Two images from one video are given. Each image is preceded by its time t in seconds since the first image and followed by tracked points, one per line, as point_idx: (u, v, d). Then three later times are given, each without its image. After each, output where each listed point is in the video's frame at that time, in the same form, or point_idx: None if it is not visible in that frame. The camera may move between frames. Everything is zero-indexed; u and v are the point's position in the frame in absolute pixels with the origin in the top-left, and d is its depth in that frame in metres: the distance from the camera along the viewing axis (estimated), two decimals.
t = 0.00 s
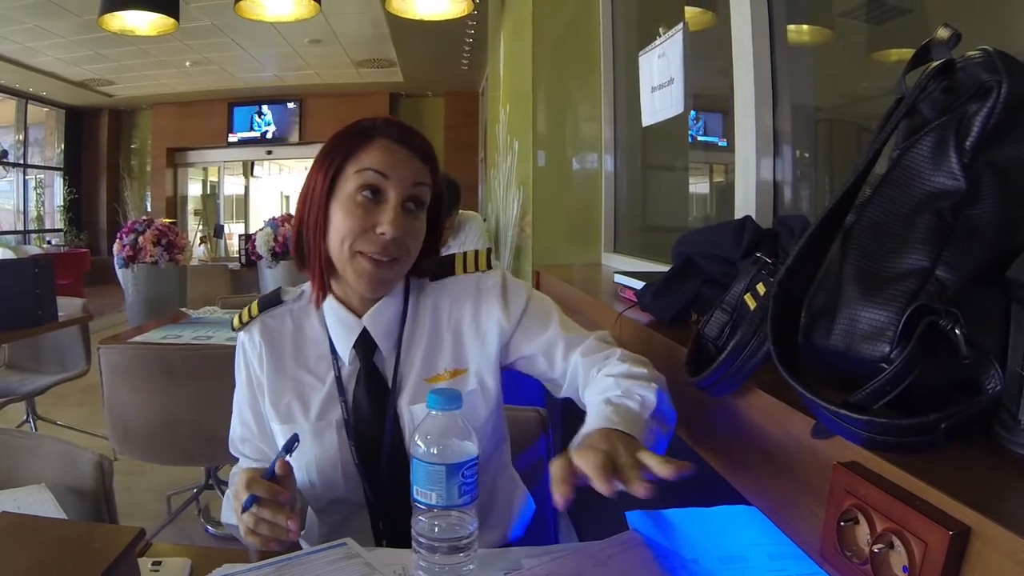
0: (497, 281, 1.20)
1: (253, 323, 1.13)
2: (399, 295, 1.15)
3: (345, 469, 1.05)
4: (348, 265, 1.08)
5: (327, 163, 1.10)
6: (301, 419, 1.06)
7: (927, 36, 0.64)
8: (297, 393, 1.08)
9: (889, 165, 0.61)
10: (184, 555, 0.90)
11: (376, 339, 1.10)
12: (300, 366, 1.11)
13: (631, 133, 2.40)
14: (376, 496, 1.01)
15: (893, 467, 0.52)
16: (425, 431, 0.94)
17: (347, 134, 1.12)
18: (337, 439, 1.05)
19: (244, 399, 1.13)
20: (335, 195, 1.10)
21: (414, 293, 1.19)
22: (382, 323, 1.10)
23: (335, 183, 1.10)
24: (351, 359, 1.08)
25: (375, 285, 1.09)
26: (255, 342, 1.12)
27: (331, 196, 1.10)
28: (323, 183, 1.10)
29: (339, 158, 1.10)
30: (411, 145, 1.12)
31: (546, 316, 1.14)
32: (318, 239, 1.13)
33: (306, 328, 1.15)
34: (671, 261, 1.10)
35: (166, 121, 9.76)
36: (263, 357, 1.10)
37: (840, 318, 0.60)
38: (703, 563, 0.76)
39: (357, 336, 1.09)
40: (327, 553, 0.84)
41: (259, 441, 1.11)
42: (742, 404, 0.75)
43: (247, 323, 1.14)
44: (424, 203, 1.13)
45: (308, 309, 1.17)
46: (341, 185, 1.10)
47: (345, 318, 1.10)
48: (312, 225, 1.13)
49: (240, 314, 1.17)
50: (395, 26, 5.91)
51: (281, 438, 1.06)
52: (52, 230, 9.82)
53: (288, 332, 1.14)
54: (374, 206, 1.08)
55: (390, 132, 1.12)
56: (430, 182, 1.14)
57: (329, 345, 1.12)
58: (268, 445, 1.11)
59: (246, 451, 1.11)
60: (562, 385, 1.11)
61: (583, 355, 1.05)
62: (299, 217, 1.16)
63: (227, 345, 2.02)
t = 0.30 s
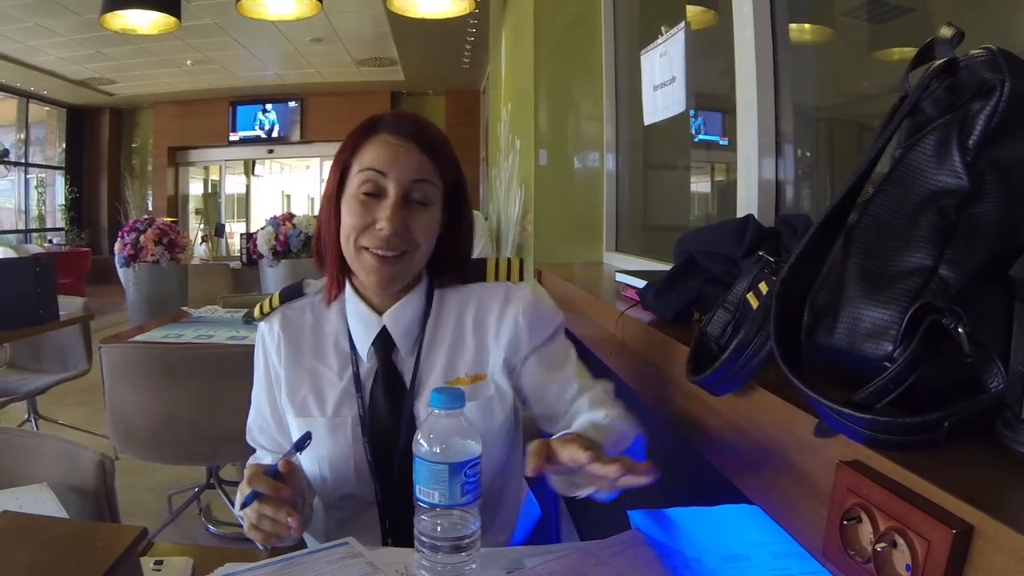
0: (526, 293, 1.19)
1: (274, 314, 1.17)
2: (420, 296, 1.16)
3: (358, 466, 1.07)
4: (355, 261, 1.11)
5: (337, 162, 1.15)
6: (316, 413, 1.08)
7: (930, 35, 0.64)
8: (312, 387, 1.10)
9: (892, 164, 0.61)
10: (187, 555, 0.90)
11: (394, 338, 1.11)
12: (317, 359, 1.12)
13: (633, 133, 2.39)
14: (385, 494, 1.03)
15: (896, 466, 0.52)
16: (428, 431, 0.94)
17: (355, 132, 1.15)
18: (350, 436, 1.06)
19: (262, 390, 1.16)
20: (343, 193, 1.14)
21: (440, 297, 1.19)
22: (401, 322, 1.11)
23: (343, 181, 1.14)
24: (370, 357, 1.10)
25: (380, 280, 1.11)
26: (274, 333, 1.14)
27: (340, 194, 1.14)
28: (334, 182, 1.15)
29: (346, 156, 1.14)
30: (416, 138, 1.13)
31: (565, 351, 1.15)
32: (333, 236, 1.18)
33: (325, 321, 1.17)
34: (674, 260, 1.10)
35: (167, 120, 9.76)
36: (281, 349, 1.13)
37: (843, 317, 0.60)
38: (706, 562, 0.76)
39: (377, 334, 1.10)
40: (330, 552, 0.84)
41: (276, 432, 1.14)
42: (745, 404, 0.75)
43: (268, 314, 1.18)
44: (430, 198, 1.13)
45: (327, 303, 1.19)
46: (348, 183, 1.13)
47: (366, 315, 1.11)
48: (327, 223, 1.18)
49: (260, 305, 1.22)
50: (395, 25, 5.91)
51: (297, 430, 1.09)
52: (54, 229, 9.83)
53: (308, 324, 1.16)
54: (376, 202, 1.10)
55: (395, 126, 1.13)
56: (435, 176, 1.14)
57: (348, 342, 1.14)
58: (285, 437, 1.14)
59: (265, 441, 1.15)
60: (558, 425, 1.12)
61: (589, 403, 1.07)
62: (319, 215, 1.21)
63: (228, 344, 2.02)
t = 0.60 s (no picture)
0: (539, 308, 1.22)
1: (286, 304, 1.18)
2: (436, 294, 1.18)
3: (365, 464, 1.06)
4: (372, 264, 1.13)
5: (370, 161, 1.16)
6: (327, 410, 1.09)
7: (926, 33, 0.64)
8: (324, 381, 1.11)
9: (889, 162, 0.61)
10: (186, 556, 0.90)
11: (405, 338, 1.12)
12: (329, 354, 1.14)
13: (629, 132, 2.37)
14: (388, 494, 1.03)
15: (896, 464, 0.52)
16: (426, 431, 0.94)
17: (391, 135, 1.16)
18: (360, 434, 1.07)
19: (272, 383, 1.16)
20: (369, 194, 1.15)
21: (454, 300, 1.21)
22: (414, 321, 1.13)
23: (372, 182, 1.15)
24: (381, 355, 1.11)
25: (394, 287, 1.12)
26: (287, 325, 1.16)
27: (367, 194, 1.16)
28: (363, 180, 1.16)
29: (379, 157, 1.15)
30: (450, 151, 1.14)
31: (555, 380, 1.21)
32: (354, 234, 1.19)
33: (337, 314, 1.18)
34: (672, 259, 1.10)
35: (163, 121, 9.75)
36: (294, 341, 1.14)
37: (841, 316, 0.60)
38: (706, 562, 0.76)
39: (389, 333, 1.12)
40: (330, 552, 0.84)
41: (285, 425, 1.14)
42: (744, 403, 0.75)
43: (280, 305, 1.19)
44: (456, 213, 1.13)
45: (339, 296, 1.21)
46: (376, 184, 1.14)
47: (379, 314, 1.13)
48: (350, 221, 1.19)
49: (272, 295, 1.26)
50: (391, 25, 5.90)
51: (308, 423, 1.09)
52: (50, 230, 9.81)
53: (320, 316, 1.18)
54: (399, 209, 1.10)
55: (431, 137, 1.14)
56: (464, 192, 1.14)
57: (361, 340, 1.15)
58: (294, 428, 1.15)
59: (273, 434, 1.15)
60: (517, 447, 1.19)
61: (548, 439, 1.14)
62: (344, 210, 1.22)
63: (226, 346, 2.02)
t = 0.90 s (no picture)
0: (553, 317, 1.23)
1: (300, 300, 1.20)
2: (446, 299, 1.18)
3: (370, 464, 1.06)
4: (387, 266, 1.13)
5: (370, 162, 1.15)
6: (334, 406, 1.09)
7: (924, 34, 0.64)
8: (333, 378, 1.11)
9: (887, 163, 0.61)
10: (184, 556, 0.90)
11: (416, 342, 1.12)
12: (339, 351, 1.14)
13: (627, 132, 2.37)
14: (390, 493, 1.04)
15: (893, 464, 0.52)
16: (422, 435, 0.94)
17: (388, 133, 1.15)
18: (368, 435, 1.07)
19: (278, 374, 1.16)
20: (375, 195, 1.14)
21: (467, 307, 1.22)
22: (425, 325, 1.13)
23: (376, 183, 1.15)
24: (392, 358, 1.11)
25: (412, 284, 1.13)
26: (299, 318, 1.17)
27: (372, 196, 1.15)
28: (366, 183, 1.15)
29: (379, 157, 1.14)
30: (452, 143, 1.14)
31: (566, 389, 1.21)
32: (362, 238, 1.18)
33: (349, 312, 1.19)
34: (670, 260, 1.10)
35: (161, 120, 9.74)
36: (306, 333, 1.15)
37: (838, 316, 0.60)
38: (704, 562, 0.76)
39: (399, 336, 1.12)
40: (328, 552, 0.84)
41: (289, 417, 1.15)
42: (744, 403, 0.75)
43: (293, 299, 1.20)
44: (466, 205, 1.14)
45: (353, 295, 1.22)
46: (380, 185, 1.13)
47: (390, 316, 1.13)
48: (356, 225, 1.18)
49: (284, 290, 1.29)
50: (389, 25, 5.90)
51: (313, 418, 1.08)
52: (48, 231, 9.79)
53: (333, 314, 1.19)
54: (409, 208, 1.10)
55: (430, 130, 1.14)
56: (471, 184, 1.14)
57: (370, 340, 1.15)
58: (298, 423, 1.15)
59: (276, 426, 1.15)
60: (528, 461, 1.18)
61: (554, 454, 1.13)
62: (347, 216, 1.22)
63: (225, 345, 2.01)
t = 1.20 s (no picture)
0: (569, 323, 1.22)
1: (304, 300, 1.18)
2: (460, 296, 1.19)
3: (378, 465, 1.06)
4: (402, 254, 1.12)
5: (384, 151, 1.15)
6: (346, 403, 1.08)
7: (923, 33, 0.64)
8: (343, 377, 1.11)
9: (886, 161, 0.61)
10: (185, 557, 0.90)
11: (429, 338, 1.12)
12: (348, 350, 1.14)
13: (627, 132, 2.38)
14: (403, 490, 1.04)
15: (894, 463, 0.52)
16: (424, 434, 0.94)
17: (402, 123, 1.16)
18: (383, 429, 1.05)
19: (284, 373, 1.15)
20: (390, 184, 1.15)
21: (483, 306, 1.22)
22: (438, 322, 1.13)
23: (391, 172, 1.15)
24: (404, 355, 1.12)
25: (428, 272, 1.12)
26: (306, 317, 1.16)
27: (387, 185, 1.15)
28: (380, 171, 1.16)
29: (394, 146, 1.15)
30: (467, 131, 1.15)
31: (575, 392, 1.21)
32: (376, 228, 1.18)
33: (358, 311, 1.19)
34: (670, 259, 1.10)
35: (159, 121, 9.73)
36: (313, 332, 1.14)
37: (837, 316, 0.60)
38: (705, 561, 0.76)
39: (411, 333, 1.12)
40: (329, 553, 0.84)
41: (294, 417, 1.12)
42: (744, 403, 0.75)
43: (297, 300, 1.19)
44: (480, 193, 1.15)
45: (361, 295, 1.22)
46: (396, 173, 1.14)
47: (402, 314, 1.13)
48: (369, 215, 1.18)
49: (290, 289, 1.25)
50: (388, 25, 5.90)
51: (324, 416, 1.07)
52: (47, 232, 9.79)
53: (338, 314, 1.18)
54: (426, 194, 1.11)
55: (443, 118, 1.15)
56: (486, 171, 1.15)
57: (379, 338, 1.15)
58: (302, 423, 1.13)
59: (280, 428, 1.12)
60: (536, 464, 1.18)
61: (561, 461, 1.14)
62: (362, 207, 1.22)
63: (225, 346, 2.01)
